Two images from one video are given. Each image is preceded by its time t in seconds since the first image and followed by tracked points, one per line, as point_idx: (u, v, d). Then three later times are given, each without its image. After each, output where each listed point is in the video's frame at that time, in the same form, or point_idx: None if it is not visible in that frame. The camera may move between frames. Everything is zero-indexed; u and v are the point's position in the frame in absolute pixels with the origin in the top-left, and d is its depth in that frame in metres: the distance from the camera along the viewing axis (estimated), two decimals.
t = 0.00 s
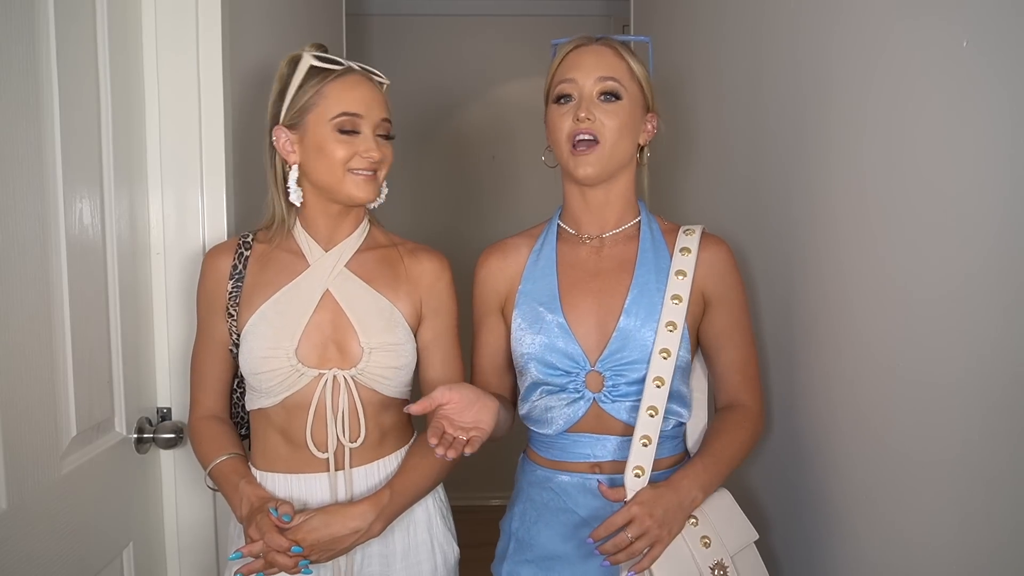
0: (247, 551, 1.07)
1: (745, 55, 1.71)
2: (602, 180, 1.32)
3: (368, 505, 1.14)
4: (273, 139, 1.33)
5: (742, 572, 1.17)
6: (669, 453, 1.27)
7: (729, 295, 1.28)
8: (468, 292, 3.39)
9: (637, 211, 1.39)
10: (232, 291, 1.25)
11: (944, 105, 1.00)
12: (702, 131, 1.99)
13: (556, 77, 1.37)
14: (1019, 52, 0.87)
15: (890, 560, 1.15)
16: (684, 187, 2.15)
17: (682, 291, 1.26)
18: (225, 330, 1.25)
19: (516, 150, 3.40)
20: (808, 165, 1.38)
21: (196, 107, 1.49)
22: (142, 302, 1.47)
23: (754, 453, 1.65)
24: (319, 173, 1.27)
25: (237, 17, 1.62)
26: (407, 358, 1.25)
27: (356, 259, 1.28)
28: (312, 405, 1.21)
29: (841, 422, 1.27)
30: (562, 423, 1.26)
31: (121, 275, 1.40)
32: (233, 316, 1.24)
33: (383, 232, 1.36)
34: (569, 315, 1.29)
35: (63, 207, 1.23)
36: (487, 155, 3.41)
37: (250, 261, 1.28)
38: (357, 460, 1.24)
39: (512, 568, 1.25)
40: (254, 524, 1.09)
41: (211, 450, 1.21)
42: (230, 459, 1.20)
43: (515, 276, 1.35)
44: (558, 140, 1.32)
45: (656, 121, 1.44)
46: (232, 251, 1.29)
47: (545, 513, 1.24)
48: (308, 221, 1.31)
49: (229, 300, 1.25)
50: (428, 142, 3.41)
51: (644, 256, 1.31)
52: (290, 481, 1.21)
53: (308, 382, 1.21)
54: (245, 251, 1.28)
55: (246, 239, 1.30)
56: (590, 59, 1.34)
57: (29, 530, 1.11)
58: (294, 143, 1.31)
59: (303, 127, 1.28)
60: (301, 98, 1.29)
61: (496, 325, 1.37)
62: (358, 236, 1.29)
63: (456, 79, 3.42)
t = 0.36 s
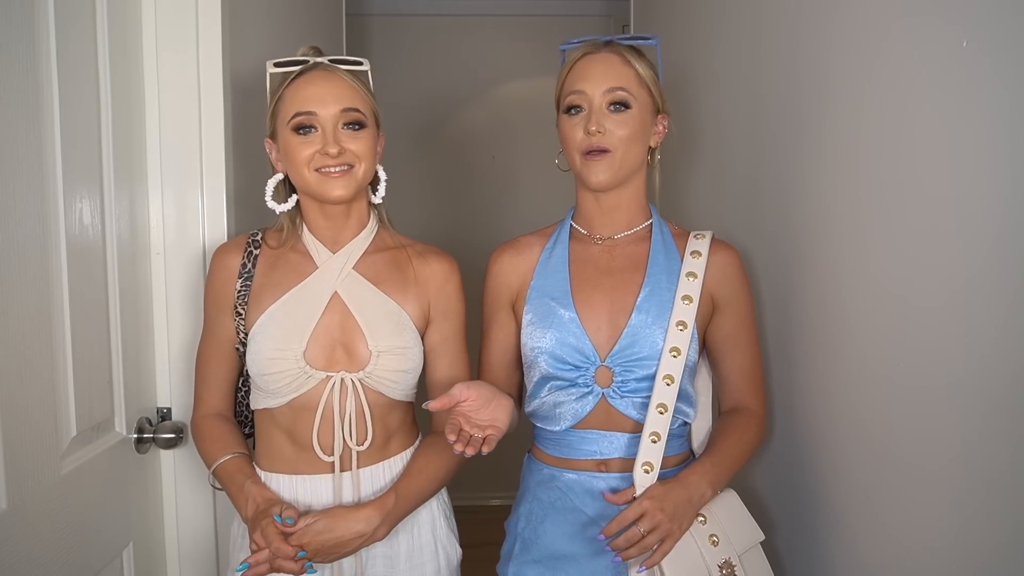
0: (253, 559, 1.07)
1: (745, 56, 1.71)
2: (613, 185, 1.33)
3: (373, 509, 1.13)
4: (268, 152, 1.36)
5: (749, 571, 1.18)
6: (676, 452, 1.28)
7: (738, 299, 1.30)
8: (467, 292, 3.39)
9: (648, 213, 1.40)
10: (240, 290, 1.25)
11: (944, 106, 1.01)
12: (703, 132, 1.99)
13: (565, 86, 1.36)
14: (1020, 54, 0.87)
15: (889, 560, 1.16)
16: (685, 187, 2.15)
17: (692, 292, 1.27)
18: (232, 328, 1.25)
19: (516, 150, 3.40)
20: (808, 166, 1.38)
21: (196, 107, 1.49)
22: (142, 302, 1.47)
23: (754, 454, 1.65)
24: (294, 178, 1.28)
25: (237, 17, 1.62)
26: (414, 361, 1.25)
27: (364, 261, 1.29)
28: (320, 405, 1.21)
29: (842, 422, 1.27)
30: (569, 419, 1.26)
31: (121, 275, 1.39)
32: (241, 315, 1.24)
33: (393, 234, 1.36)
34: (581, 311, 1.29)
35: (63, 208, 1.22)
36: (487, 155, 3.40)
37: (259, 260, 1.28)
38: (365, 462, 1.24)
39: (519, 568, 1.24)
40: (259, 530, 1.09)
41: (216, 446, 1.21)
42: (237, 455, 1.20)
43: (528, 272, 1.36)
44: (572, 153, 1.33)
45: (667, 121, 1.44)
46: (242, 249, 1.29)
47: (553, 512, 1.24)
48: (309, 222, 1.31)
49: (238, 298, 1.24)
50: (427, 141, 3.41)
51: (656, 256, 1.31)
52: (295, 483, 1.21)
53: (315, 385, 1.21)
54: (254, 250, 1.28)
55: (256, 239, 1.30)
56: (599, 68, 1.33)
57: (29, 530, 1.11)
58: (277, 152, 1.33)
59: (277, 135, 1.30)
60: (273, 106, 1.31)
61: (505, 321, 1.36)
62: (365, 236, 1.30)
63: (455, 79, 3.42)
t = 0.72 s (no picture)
0: (268, 556, 1.06)
1: (745, 58, 1.72)
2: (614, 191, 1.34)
3: (385, 507, 1.14)
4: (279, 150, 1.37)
5: (749, 571, 1.17)
6: (674, 450, 1.29)
7: (738, 300, 1.30)
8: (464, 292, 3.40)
9: (648, 215, 1.40)
10: (248, 290, 1.25)
11: (943, 109, 1.02)
12: (703, 132, 2.00)
13: (568, 92, 1.36)
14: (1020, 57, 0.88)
15: (890, 558, 1.17)
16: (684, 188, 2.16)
17: (691, 292, 1.27)
18: (239, 327, 1.25)
19: (513, 150, 3.40)
20: (808, 167, 1.39)
21: (196, 107, 1.49)
22: (142, 302, 1.47)
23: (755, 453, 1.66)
24: (302, 180, 1.29)
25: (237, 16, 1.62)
26: (422, 361, 1.26)
27: (372, 261, 1.29)
28: (330, 404, 1.21)
29: (844, 421, 1.28)
30: (569, 418, 1.27)
31: (121, 275, 1.39)
32: (248, 315, 1.24)
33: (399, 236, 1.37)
34: (579, 311, 1.30)
35: (63, 207, 1.22)
36: (484, 154, 3.41)
37: (267, 260, 1.28)
38: (373, 461, 1.24)
39: (520, 567, 1.24)
40: (271, 527, 1.08)
41: (221, 446, 1.21)
42: (243, 454, 1.20)
43: (530, 273, 1.37)
44: (574, 155, 1.34)
45: (666, 130, 1.45)
46: (249, 248, 1.29)
47: (555, 511, 1.25)
48: (318, 221, 1.31)
49: (246, 298, 1.24)
50: (423, 141, 3.41)
51: (655, 256, 1.32)
52: (306, 482, 1.21)
53: (325, 383, 1.21)
54: (262, 249, 1.28)
55: (263, 238, 1.30)
56: (605, 75, 1.33)
57: (29, 531, 1.11)
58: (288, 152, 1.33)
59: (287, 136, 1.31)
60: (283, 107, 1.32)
61: (511, 323, 1.38)
62: (373, 238, 1.30)
63: (451, 79, 3.42)
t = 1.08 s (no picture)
0: (280, 553, 1.07)
1: (744, 58, 1.73)
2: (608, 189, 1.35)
3: (393, 504, 1.14)
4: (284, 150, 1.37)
5: (746, 571, 1.16)
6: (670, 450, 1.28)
7: (732, 302, 1.29)
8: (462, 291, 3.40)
9: (642, 215, 1.40)
10: (252, 290, 1.24)
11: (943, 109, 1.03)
12: (702, 132, 2.01)
13: (563, 91, 1.38)
14: (1019, 57, 0.89)
15: (891, 554, 1.18)
16: (683, 188, 2.17)
17: (685, 296, 1.26)
18: (242, 328, 1.25)
19: (512, 150, 3.41)
20: (808, 167, 1.40)
21: (196, 107, 1.49)
22: (141, 301, 1.46)
23: (755, 452, 1.67)
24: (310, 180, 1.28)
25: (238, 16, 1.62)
26: (425, 359, 1.27)
27: (375, 262, 1.30)
28: (336, 403, 1.22)
29: (844, 419, 1.29)
30: (560, 419, 1.27)
31: (120, 275, 1.39)
32: (252, 314, 1.24)
33: (403, 238, 1.37)
34: (569, 312, 1.31)
35: (63, 207, 1.22)
36: (483, 155, 3.41)
37: (271, 260, 1.27)
38: (378, 458, 1.25)
39: (517, 564, 1.28)
40: (281, 526, 1.08)
41: (224, 447, 1.21)
42: (247, 454, 1.21)
43: (528, 272, 1.39)
44: (566, 152, 1.34)
45: (662, 128, 1.45)
46: (253, 248, 1.29)
47: (548, 510, 1.27)
48: (323, 222, 1.31)
49: (250, 298, 1.24)
50: (420, 140, 3.41)
51: (645, 257, 1.32)
52: (312, 481, 1.21)
53: (331, 382, 1.21)
54: (266, 249, 1.28)
55: (267, 239, 1.30)
56: (597, 74, 1.34)
57: (30, 531, 1.11)
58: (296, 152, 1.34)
59: (297, 136, 1.31)
60: (293, 108, 1.32)
61: (509, 323, 1.39)
62: (377, 240, 1.30)
63: (449, 78, 3.42)
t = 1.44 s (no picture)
0: (276, 553, 1.06)
1: (744, 57, 1.73)
2: (598, 186, 1.35)
3: (390, 503, 1.14)
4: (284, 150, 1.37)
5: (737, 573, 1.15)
6: (665, 453, 1.28)
7: (730, 308, 1.28)
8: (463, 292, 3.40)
9: (643, 215, 1.39)
10: (250, 290, 1.24)
11: (942, 109, 1.02)
12: (702, 132, 2.01)
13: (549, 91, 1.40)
14: (1018, 56, 0.88)
15: (891, 555, 1.17)
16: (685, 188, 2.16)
17: (682, 303, 1.25)
18: (239, 327, 1.25)
19: (513, 150, 3.41)
20: (808, 167, 1.40)
21: (196, 106, 1.49)
22: (142, 301, 1.47)
23: (755, 452, 1.67)
24: (309, 181, 1.28)
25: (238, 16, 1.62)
26: (421, 361, 1.27)
27: (372, 263, 1.30)
28: (332, 402, 1.21)
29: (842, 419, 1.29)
30: (553, 420, 1.27)
31: (121, 276, 1.39)
32: (249, 314, 1.23)
33: (400, 238, 1.37)
34: (567, 313, 1.31)
35: (63, 207, 1.22)
36: (483, 154, 3.41)
37: (269, 260, 1.27)
38: (374, 457, 1.25)
39: (511, 565, 1.28)
40: (278, 525, 1.08)
41: (220, 445, 1.21)
42: (245, 451, 1.21)
43: (529, 268, 1.39)
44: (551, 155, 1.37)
45: (659, 115, 1.42)
46: (251, 248, 1.29)
47: (543, 509, 1.27)
48: (322, 223, 1.31)
49: (247, 297, 1.24)
50: (422, 140, 3.41)
51: (643, 259, 1.31)
52: (309, 479, 1.22)
53: (327, 382, 1.21)
54: (264, 250, 1.28)
55: (265, 238, 1.29)
56: (571, 73, 1.36)
57: (30, 531, 1.11)
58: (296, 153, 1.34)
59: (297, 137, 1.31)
60: (294, 109, 1.32)
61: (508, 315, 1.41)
62: (373, 242, 1.31)
63: (451, 78, 3.42)
